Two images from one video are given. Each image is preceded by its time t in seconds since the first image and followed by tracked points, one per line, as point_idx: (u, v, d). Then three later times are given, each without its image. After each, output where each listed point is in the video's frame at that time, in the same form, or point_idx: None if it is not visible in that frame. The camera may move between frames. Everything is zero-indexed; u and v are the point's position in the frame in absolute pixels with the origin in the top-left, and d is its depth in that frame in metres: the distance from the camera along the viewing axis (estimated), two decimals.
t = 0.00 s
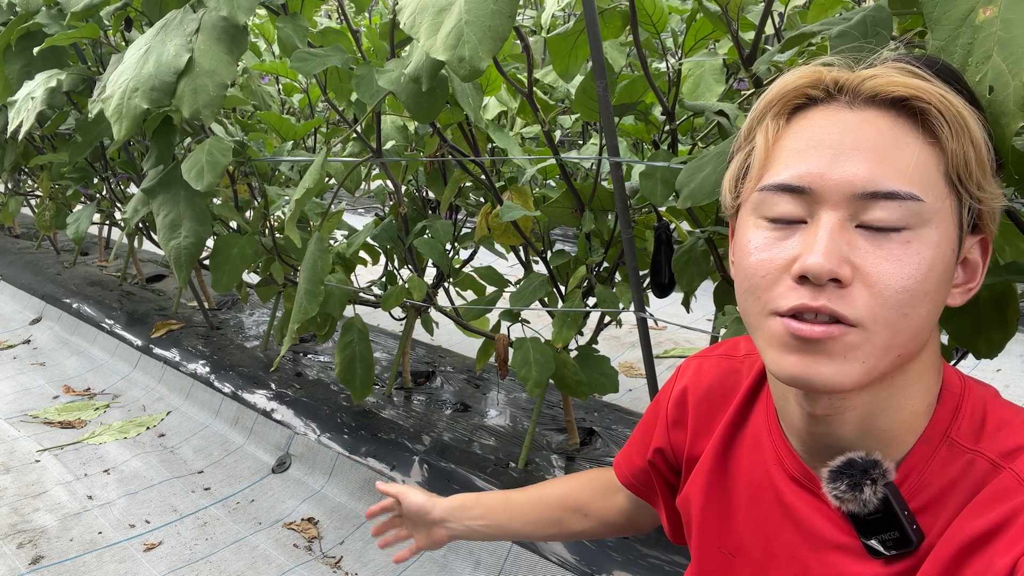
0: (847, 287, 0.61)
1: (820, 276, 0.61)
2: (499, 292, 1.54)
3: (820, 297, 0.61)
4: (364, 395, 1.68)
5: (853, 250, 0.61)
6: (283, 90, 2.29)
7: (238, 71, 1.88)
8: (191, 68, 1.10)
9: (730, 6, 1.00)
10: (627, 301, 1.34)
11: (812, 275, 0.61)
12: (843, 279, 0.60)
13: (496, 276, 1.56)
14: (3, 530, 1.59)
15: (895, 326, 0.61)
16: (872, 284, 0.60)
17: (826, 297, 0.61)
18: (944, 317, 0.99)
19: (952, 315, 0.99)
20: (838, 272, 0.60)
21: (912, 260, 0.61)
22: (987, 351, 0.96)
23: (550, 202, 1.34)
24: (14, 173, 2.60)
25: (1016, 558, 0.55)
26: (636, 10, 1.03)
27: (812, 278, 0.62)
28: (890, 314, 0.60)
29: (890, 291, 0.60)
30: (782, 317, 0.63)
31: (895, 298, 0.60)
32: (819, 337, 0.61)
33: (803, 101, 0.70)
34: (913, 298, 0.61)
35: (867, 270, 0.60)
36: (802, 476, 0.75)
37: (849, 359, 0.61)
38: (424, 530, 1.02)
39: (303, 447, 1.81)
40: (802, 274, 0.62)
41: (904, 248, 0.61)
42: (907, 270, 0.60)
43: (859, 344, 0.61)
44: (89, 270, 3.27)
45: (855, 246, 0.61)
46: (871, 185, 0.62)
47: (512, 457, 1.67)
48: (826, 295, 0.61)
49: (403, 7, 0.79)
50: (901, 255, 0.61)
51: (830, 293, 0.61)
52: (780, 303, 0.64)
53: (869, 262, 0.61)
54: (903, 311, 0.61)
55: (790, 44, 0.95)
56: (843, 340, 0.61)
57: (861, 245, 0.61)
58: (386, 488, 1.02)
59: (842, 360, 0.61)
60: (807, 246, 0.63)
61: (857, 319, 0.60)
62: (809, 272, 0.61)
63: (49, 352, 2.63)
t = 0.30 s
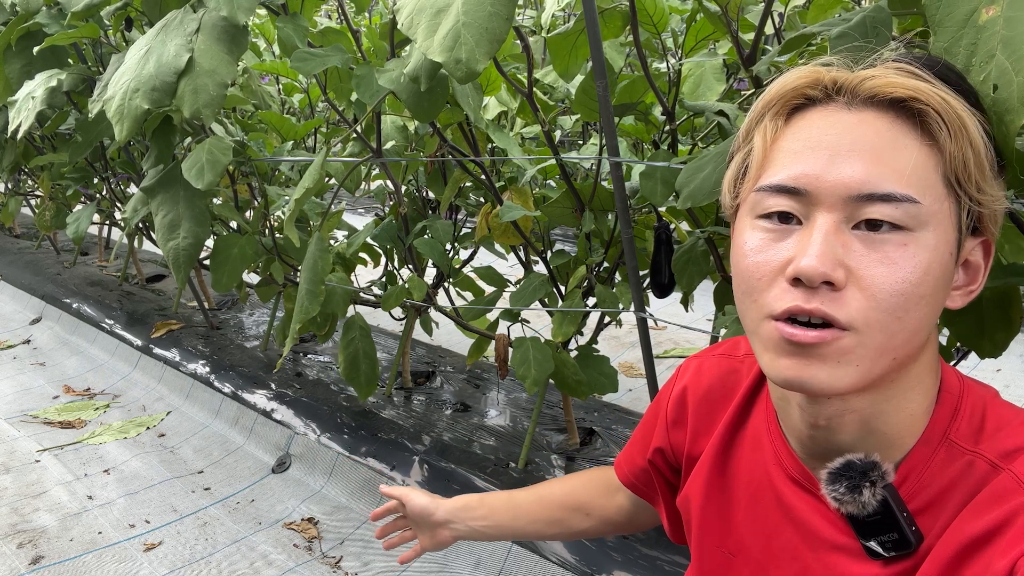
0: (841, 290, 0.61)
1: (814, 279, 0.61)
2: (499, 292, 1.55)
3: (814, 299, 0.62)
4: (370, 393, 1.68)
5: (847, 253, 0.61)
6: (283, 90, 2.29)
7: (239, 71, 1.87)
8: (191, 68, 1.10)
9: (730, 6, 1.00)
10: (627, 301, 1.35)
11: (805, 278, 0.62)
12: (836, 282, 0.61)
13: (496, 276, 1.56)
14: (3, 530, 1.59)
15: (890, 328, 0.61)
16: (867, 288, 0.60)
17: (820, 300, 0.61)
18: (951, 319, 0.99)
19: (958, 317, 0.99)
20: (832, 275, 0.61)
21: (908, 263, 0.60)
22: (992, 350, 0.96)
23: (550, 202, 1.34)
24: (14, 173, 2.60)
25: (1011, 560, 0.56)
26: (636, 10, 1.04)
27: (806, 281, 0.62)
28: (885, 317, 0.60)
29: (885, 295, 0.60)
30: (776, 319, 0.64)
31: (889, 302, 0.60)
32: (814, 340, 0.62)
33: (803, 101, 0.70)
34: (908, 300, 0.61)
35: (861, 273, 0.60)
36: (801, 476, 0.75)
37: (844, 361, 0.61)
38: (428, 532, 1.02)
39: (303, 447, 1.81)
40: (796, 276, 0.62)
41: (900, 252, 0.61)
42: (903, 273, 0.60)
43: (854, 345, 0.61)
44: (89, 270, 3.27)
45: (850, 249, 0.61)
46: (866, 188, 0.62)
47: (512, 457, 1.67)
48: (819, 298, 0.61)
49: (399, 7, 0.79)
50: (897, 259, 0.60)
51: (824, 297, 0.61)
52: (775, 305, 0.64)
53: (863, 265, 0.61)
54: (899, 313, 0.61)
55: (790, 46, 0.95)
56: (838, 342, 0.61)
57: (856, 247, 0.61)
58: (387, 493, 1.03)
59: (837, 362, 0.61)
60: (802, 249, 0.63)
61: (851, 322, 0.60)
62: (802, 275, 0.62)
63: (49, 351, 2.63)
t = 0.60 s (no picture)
0: (800, 292, 0.61)
1: (774, 285, 0.61)
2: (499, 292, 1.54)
3: (777, 305, 0.61)
4: (370, 393, 1.68)
5: (801, 255, 0.61)
6: (284, 91, 2.29)
7: (239, 71, 1.87)
8: (191, 70, 1.10)
9: (730, 6, 1.00)
10: (628, 301, 1.34)
11: (766, 286, 0.61)
12: (796, 285, 0.61)
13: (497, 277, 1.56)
14: (3, 530, 1.59)
15: (849, 323, 0.61)
16: (822, 286, 0.60)
17: (783, 303, 0.61)
18: (943, 317, 0.97)
19: (950, 315, 0.97)
20: (790, 278, 0.61)
21: (857, 257, 0.61)
22: (983, 350, 0.97)
23: (550, 203, 1.34)
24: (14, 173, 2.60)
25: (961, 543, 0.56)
26: (636, 10, 1.04)
27: (767, 288, 0.62)
28: (844, 312, 0.61)
29: (841, 291, 0.60)
30: (743, 329, 0.63)
31: (846, 296, 0.60)
32: (783, 346, 0.61)
33: (734, 117, 0.70)
34: (865, 293, 0.61)
35: (817, 273, 0.61)
36: (775, 464, 0.75)
37: (807, 363, 0.61)
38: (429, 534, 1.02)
39: (303, 447, 1.81)
40: (757, 284, 0.62)
41: (848, 247, 0.61)
42: (854, 267, 0.61)
43: (817, 346, 0.61)
44: (89, 270, 3.26)
45: (803, 252, 0.61)
46: (810, 190, 0.62)
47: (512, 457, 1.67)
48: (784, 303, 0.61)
49: (401, 7, 0.79)
50: (846, 254, 0.61)
51: (786, 301, 0.61)
52: (739, 315, 0.64)
53: (818, 265, 0.61)
54: (854, 308, 0.61)
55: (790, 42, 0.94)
56: (802, 345, 0.61)
57: (808, 249, 0.61)
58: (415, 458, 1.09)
59: (806, 366, 0.61)
60: (756, 257, 0.63)
61: (814, 321, 0.60)
62: (762, 283, 0.61)
63: (49, 352, 2.63)
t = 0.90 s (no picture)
0: (802, 287, 0.61)
1: (776, 279, 0.61)
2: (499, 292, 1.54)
3: (778, 299, 0.62)
4: (370, 393, 1.68)
5: (803, 251, 0.61)
6: (284, 91, 2.29)
7: (239, 71, 1.87)
8: (191, 70, 1.10)
9: (730, 6, 1.00)
10: (628, 301, 1.34)
11: (768, 279, 0.61)
12: (797, 280, 0.61)
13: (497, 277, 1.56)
14: (3, 530, 1.59)
15: (850, 319, 0.61)
16: (824, 282, 0.60)
17: (784, 297, 0.61)
18: (943, 317, 0.98)
19: (950, 314, 0.97)
20: (792, 273, 0.61)
21: (860, 254, 0.61)
22: (983, 350, 0.97)
23: (550, 202, 1.34)
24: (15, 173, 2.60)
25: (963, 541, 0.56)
26: (636, 10, 1.04)
27: (769, 282, 0.62)
28: (845, 309, 0.61)
29: (843, 288, 0.60)
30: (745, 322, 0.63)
31: (848, 293, 0.60)
32: (783, 339, 0.62)
33: (743, 113, 0.70)
34: (866, 291, 0.61)
35: (820, 269, 0.61)
36: (778, 464, 0.75)
37: (809, 357, 0.61)
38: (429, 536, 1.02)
39: (303, 447, 1.81)
40: (758, 278, 0.62)
41: (851, 244, 0.61)
42: (857, 264, 0.61)
43: (819, 341, 0.61)
44: (89, 270, 3.26)
45: (806, 247, 0.61)
46: (815, 186, 0.62)
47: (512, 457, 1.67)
48: (784, 297, 0.61)
49: (402, 7, 0.79)
50: (849, 251, 0.61)
51: (787, 295, 0.61)
52: (741, 308, 0.64)
53: (821, 261, 0.61)
54: (857, 305, 0.61)
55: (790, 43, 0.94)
56: (803, 340, 0.61)
57: (812, 245, 0.61)
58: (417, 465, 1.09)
59: (806, 359, 0.61)
60: (759, 251, 0.63)
61: (815, 317, 0.60)
62: (764, 276, 0.62)
63: (49, 351, 2.63)
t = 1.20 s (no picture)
0: (801, 284, 0.61)
1: (775, 276, 0.61)
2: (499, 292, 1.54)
3: (777, 295, 0.62)
4: (370, 393, 1.68)
5: (804, 248, 0.61)
6: (284, 91, 2.29)
7: (239, 71, 1.87)
8: (191, 70, 1.10)
9: (730, 5, 1.00)
10: (627, 301, 1.34)
11: (767, 276, 0.62)
12: (796, 277, 0.61)
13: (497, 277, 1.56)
14: (3, 530, 1.59)
15: (850, 317, 0.61)
16: (824, 280, 0.60)
17: (783, 294, 0.61)
18: (943, 317, 0.97)
19: (950, 314, 0.97)
20: (792, 270, 0.61)
21: (860, 252, 0.61)
22: (983, 350, 0.97)
23: (550, 203, 1.34)
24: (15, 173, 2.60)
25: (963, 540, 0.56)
26: (636, 10, 1.04)
27: (768, 278, 0.62)
28: (845, 306, 0.60)
29: (843, 286, 0.60)
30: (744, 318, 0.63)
31: (848, 291, 0.60)
32: (783, 335, 0.62)
33: (748, 109, 0.70)
34: (866, 290, 0.61)
35: (819, 266, 0.61)
36: (778, 462, 0.75)
37: (808, 355, 0.61)
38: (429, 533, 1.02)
39: (303, 447, 1.81)
40: (758, 274, 0.62)
41: (852, 242, 0.61)
42: (857, 263, 0.61)
43: (818, 339, 0.61)
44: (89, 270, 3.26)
45: (806, 245, 0.61)
46: (816, 184, 0.62)
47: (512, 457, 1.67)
48: (783, 294, 0.61)
49: (401, 7, 0.79)
50: (850, 249, 0.61)
51: (786, 292, 0.61)
52: (740, 304, 0.64)
53: (820, 258, 0.61)
54: (857, 303, 0.61)
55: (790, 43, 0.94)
56: (803, 337, 0.61)
57: (812, 243, 0.61)
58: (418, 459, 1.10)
59: (805, 357, 0.61)
60: (760, 248, 0.63)
61: (814, 314, 0.60)
62: (764, 272, 0.62)
63: (49, 351, 2.63)
